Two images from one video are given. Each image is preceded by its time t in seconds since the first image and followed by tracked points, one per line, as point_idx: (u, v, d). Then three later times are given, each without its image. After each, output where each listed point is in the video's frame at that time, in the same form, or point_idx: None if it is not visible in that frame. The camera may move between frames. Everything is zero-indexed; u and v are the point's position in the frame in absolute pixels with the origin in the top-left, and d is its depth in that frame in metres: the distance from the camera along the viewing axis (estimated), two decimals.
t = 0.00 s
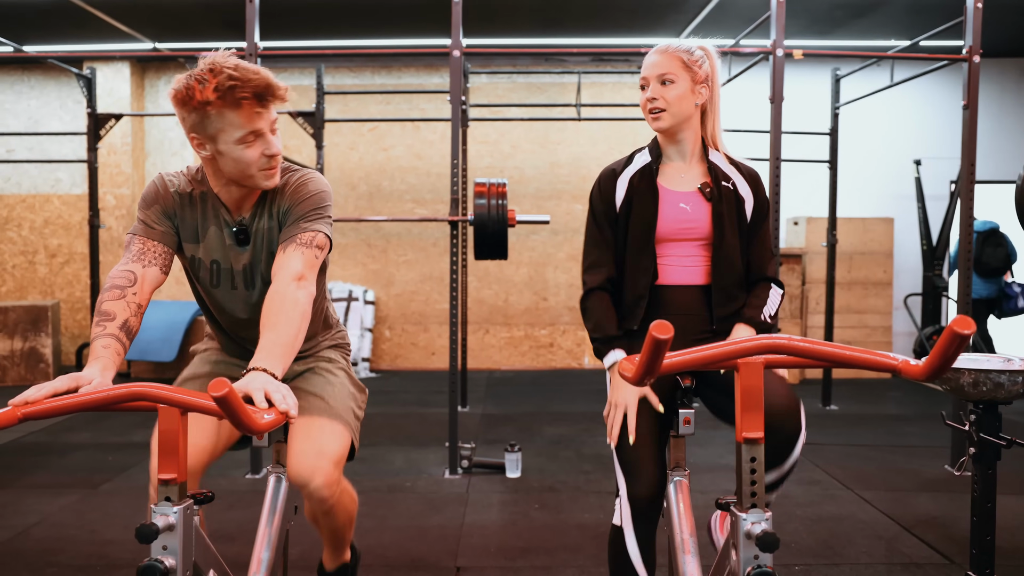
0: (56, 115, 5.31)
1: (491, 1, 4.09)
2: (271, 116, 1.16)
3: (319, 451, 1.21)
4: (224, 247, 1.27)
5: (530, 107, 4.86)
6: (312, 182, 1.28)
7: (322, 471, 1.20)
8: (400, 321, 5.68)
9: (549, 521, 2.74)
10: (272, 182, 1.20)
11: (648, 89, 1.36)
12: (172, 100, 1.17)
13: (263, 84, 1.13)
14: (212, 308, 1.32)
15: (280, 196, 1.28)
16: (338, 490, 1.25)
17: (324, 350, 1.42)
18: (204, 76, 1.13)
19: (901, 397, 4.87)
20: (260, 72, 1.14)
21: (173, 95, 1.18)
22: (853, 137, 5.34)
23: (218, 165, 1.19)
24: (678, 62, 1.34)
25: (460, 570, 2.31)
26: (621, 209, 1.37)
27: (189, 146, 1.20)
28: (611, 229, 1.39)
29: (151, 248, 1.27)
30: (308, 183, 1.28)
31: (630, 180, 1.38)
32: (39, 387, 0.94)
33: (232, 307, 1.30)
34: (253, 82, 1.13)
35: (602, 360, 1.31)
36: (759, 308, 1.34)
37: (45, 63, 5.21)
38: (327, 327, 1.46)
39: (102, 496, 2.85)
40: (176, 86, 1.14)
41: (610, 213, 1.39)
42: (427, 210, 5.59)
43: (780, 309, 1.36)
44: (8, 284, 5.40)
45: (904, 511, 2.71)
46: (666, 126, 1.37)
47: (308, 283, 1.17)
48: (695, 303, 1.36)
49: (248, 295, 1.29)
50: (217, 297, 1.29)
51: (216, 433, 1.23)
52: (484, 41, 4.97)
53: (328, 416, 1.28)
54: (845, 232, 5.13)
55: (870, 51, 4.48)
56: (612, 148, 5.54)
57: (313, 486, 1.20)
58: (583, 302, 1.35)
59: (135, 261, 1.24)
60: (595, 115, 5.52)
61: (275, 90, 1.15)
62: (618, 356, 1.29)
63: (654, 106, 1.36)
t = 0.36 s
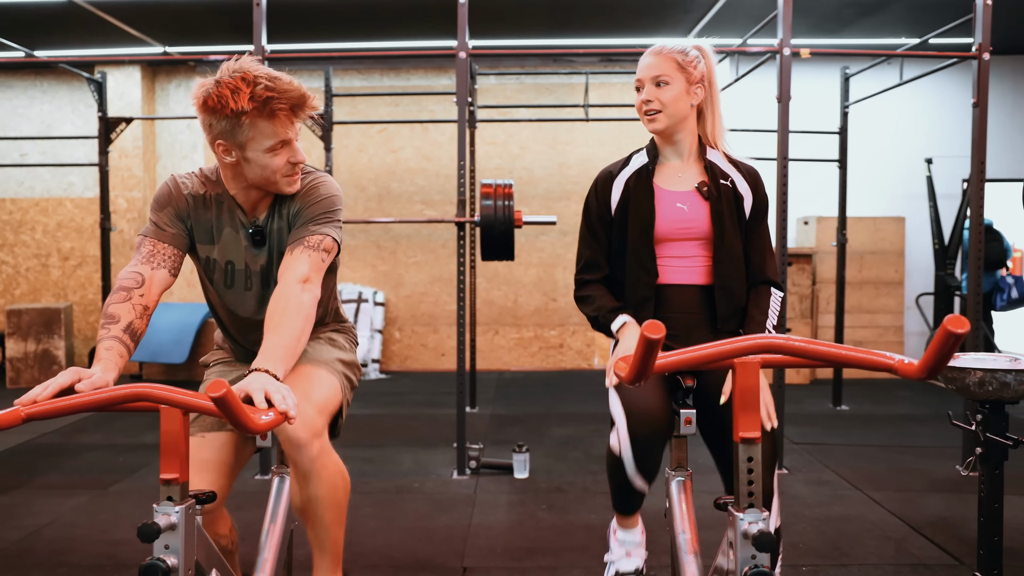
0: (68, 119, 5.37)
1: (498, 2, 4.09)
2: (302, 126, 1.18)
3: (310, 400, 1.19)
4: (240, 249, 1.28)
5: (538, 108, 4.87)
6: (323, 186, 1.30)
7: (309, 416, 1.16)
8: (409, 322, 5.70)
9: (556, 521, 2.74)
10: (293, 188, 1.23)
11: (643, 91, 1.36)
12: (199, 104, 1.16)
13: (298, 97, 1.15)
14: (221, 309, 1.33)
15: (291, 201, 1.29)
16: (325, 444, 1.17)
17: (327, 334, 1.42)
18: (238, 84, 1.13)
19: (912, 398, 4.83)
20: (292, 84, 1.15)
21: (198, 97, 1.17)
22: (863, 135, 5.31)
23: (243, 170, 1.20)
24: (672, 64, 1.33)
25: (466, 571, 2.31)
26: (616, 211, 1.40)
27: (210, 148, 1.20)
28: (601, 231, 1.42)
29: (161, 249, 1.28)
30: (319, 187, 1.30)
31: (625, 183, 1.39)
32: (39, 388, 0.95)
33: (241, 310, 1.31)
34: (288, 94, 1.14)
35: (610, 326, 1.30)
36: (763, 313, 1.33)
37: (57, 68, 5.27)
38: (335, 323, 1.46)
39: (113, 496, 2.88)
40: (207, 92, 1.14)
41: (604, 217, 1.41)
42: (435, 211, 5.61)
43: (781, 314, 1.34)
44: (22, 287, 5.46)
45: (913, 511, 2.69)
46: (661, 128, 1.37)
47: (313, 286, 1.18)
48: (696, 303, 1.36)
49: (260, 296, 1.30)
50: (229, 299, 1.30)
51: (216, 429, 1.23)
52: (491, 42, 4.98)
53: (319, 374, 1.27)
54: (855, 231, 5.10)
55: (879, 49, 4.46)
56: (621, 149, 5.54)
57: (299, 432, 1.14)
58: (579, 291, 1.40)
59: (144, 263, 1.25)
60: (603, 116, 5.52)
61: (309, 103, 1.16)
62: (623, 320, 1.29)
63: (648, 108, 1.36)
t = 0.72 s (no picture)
0: (85, 120, 5.44)
1: (510, 3, 4.10)
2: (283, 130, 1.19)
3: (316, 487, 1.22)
4: (230, 250, 1.30)
5: (550, 109, 4.87)
6: (309, 182, 1.31)
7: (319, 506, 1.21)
8: (422, 323, 5.72)
9: (564, 523, 2.75)
10: (279, 191, 1.25)
11: (651, 99, 1.35)
12: (184, 111, 1.18)
13: (278, 101, 1.16)
14: (218, 308, 1.35)
15: (280, 200, 1.30)
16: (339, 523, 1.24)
17: (333, 366, 1.37)
18: (220, 92, 1.14)
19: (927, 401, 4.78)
20: (273, 87, 1.16)
21: (183, 104, 1.19)
22: (878, 136, 5.27)
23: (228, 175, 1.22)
24: (680, 71, 1.32)
25: (474, 571, 2.32)
26: (623, 213, 1.39)
27: (198, 155, 1.22)
28: (611, 232, 1.40)
29: (157, 252, 1.30)
30: (305, 183, 1.31)
31: (632, 186, 1.38)
32: (53, 382, 0.97)
33: (234, 309, 1.32)
34: (267, 98, 1.15)
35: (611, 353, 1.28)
36: (764, 312, 1.32)
37: (74, 70, 5.34)
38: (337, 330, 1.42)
39: (125, 494, 2.92)
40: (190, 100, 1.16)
41: (614, 220, 1.40)
42: (448, 212, 5.62)
43: (784, 313, 1.34)
44: (40, 286, 5.54)
45: (925, 516, 2.67)
46: (670, 135, 1.37)
47: (306, 283, 1.19)
48: (700, 303, 1.36)
49: (253, 295, 1.31)
50: (221, 300, 1.32)
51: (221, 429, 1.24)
52: (503, 43, 4.99)
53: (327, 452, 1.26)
54: (870, 233, 5.05)
55: (894, 50, 4.42)
56: (634, 150, 5.53)
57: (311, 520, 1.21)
58: (590, 302, 1.36)
59: (141, 265, 1.27)
60: (616, 116, 5.51)
61: (290, 106, 1.17)
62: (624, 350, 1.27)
63: (658, 116, 1.36)
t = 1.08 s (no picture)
0: (98, 121, 5.49)
1: (519, 4, 4.11)
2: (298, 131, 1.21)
3: (329, 425, 1.25)
4: (239, 251, 1.32)
5: (560, 110, 4.88)
6: (320, 186, 1.33)
7: (330, 442, 1.24)
8: (431, 323, 5.74)
9: (570, 524, 2.75)
10: (293, 194, 1.26)
11: (653, 98, 1.36)
12: (199, 112, 1.19)
13: (293, 102, 1.17)
14: (222, 308, 1.36)
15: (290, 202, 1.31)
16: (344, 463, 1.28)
17: (330, 341, 1.47)
18: (236, 94, 1.16)
19: (937, 403, 4.75)
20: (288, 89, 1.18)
21: (196, 106, 1.20)
22: (890, 137, 5.24)
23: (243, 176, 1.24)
24: (681, 71, 1.33)
25: (479, 571, 2.33)
26: (622, 212, 1.40)
27: (211, 155, 1.23)
28: (609, 232, 1.43)
29: (164, 250, 1.31)
30: (316, 188, 1.33)
31: (633, 185, 1.40)
32: (53, 381, 0.99)
33: (240, 310, 1.34)
34: (282, 100, 1.17)
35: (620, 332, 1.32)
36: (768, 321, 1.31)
37: (87, 71, 5.39)
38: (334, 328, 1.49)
39: (134, 493, 2.94)
40: (205, 100, 1.17)
41: (612, 217, 1.42)
42: (458, 213, 5.64)
43: (788, 318, 1.34)
44: (52, 286, 5.59)
45: (933, 518, 2.65)
46: (672, 135, 1.38)
47: (313, 285, 1.20)
48: (703, 304, 1.36)
49: (258, 296, 1.33)
50: (227, 301, 1.33)
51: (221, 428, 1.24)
52: (512, 44, 5.00)
53: (334, 393, 1.33)
54: (881, 235, 5.03)
55: (905, 50, 4.39)
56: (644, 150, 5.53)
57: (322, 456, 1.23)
58: (589, 295, 1.41)
59: (147, 263, 1.29)
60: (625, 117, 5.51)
61: (304, 108, 1.19)
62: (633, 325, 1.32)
63: (660, 115, 1.36)
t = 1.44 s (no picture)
0: (110, 122, 5.53)
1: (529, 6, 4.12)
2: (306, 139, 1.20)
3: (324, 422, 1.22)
4: (255, 254, 1.33)
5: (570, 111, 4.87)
6: (336, 192, 1.33)
7: (322, 441, 1.19)
8: (441, 324, 5.75)
9: (578, 524, 2.75)
10: (298, 201, 1.24)
11: (666, 96, 1.36)
12: (219, 109, 1.22)
13: (303, 109, 1.18)
14: (237, 307, 1.38)
15: (304, 207, 1.32)
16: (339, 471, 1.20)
17: (341, 344, 1.43)
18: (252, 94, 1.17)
19: (949, 406, 4.71)
20: (303, 98, 1.18)
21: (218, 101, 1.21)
22: (902, 138, 5.20)
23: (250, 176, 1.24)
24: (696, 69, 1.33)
25: (486, 571, 2.33)
26: (629, 214, 1.39)
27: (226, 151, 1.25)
28: (619, 236, 1.41)
29: (179, 249, 1.33)
30: (332, 193, 1.33)
31: (640, 188, 1.39)
32: (60, 377, 1.00)
33: (254, 310, 1.35)
34: (295, 106, 1.17)
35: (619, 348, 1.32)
36: (772, 320, 1.31)
37: (100, 71, 5.44)
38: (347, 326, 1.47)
39: (144, 491, 2.97)
40: (223, 98, 1.19)
41: (620, 221, 1.41)
42: (468, 214, 5.65)
43: (793, 319, 1.33)
44: (65, 285, 5.65)
45: (943, 522, 2.63)
46: (684, 134, 1.38)
47: (324, 288, 1.21)
48: (709, 308, 1.35)
49: (272, 298, 1.33)
50: (242, 301, 1.35)
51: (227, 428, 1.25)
52: (521, 45, 5.00)
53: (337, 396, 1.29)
54: (893, 236, 4.99)
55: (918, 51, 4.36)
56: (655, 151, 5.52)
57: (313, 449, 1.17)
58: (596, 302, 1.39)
59: (162, 262, 1.30)
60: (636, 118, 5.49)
61: (314, 115, 1.19)
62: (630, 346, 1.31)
63: (672, 113, 1.36)
